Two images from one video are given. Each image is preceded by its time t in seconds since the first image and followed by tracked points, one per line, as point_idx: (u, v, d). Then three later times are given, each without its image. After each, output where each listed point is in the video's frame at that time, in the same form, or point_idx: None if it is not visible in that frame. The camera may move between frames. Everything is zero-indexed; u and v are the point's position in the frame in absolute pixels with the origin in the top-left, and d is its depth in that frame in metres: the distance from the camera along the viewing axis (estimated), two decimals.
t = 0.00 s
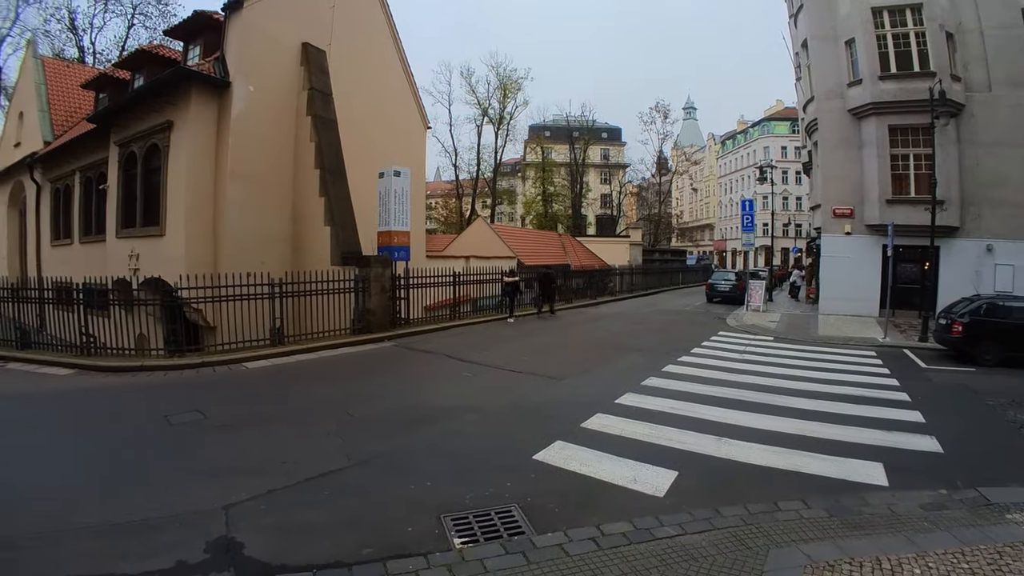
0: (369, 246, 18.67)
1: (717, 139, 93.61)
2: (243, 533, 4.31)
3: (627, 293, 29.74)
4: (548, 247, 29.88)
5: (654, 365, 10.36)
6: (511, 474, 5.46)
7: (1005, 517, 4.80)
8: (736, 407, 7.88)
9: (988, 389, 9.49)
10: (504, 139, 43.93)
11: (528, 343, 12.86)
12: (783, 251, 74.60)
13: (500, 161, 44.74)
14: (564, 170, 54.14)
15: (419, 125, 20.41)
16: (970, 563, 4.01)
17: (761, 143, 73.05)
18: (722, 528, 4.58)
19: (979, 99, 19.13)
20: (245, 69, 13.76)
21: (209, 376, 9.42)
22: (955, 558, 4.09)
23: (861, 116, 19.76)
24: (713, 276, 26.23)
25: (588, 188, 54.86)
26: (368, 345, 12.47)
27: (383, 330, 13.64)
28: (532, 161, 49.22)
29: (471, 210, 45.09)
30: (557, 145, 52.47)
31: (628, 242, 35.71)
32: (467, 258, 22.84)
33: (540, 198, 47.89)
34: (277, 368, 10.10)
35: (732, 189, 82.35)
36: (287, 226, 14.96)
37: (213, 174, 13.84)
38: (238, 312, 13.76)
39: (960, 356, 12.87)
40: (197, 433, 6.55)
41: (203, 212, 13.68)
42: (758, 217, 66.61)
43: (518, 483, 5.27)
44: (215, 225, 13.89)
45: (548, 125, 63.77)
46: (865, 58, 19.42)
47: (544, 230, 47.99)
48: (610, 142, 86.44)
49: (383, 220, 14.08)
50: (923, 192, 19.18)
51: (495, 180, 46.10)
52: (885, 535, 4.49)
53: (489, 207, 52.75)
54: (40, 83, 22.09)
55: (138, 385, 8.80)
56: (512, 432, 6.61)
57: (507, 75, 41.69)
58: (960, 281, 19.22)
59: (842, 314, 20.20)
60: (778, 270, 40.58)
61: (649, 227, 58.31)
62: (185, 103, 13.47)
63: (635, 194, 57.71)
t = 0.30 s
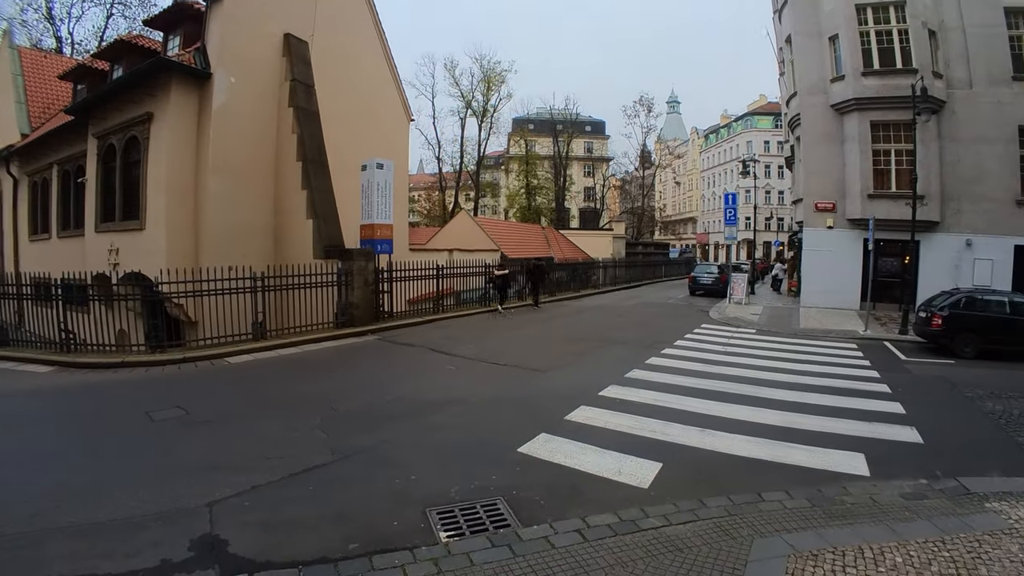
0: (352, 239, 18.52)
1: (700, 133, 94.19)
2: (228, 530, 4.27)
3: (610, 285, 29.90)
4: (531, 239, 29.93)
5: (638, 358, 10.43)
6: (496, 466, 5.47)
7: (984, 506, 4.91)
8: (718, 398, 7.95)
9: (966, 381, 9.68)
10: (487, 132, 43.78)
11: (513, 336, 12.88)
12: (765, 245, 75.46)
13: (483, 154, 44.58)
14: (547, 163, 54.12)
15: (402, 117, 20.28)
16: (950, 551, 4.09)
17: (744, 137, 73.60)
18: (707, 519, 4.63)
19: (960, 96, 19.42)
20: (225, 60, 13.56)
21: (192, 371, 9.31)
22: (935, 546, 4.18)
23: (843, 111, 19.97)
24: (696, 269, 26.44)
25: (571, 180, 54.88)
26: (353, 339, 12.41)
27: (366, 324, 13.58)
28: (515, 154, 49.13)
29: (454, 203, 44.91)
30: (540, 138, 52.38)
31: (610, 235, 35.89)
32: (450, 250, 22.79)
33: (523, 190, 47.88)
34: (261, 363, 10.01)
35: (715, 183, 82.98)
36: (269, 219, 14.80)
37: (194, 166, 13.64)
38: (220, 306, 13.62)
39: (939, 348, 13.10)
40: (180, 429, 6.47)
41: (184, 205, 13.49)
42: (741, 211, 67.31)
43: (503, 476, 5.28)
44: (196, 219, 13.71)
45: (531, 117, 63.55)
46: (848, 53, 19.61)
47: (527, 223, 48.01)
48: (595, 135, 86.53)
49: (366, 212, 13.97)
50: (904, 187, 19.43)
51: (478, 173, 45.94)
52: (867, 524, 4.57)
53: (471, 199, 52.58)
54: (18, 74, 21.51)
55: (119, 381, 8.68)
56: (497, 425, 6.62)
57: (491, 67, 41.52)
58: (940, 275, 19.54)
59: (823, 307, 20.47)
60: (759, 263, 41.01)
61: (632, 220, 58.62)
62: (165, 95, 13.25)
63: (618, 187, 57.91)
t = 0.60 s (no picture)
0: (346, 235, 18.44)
1: (695, 130, 94.30)
2: (224, 528, 4.26)
3: (604, 281, 29.95)
4: (525, 235, 29.93)
5: (634, 354, 10.44)
6: (492, 462, 5.47)
7: (977, 502, 4.94)
8: (713, 394, 7.96)
9: (960, 377, 9.73)
10: (482, 128, 43.70)
11: (508, 332, 12.88)
12: (759, 241, 75.79)
13: (477, 149, 44.50)
14: (541, 159, 54.08)
15: (398, 113, 20.18)
16: (945, 546, 4.11)
17: (739, 133, 73.74)
18: (703, 514, 4.64)
19: (955, 94, 19.50)
20: (219, 54, 13.46)
21: (186, 368, 9.27)
22: (930, 541, 4.20)
23: (838, 108, 20.01)
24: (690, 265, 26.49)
25: (564, 176, 54.88)
26: (348, 336, 12.39)
27: (361, 320, 13.54)
28: (510, 150, 49.11)
29: (448, 199, 44.82)
30: (534, 134, 52.33)
31: (604, 231, 35.94)
32: (444, 246, 22.73)
33: (518, 186, 47.64)
34: (255, 359, 9.98)
35: (710, 179, 83.16)
36: (262, 214, 14.73)
37: (187, 162, 13.55)
38: (214, 302, 13.56)
39: (933, 345, 13.17)
40: (175, 427, 6.44)
41: (177, 201, 13.41)
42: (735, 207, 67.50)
43: (499, 472, 5.28)
44: (190, 214, 13.63)
45: (526, 113, 63.46)
46: (843, 51, 19.65)
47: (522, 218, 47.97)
48: (589, 131, 86.48)
49: (360, 208, 13.88)
50: (898, 184, 19.51)
51: (472, 168, 45.86)
52: (863, 519, 4.59)
53: (464, 195, 52.50)
54: (8, 70, 20.98)
55: (113, 378, 8.63)
56: (492, 421, 6.62)
57: (485, 63, 41.41)
58: (933, 271, 19.65)
59: (817, 303, 20.55)
60: (752, 259, 41.08)
61: (626, 216, 58.69)
62: (158, 90, 13.15)
63: (612, 182, 57.94)
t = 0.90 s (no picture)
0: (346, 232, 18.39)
1: (695, 127, 94.16)
2: (225, 526, 4.27)
3: (603, 278, 29.93)
4: (525, 232, 29.91)
5: (634, 351, 10.45)
6: (493, 460, 5.47)
7: (977, 500, 4.95)
8: (714, 391, 7.97)
9: (960, 376, 9.74)
10: (481, 125, 43.66)
11: (508, 329, 12.88)
12: (758, 239, 75.72)
13: (476, 146, 44.43)
14: (541, 156, 54.00)
15: (397, 109, 20.16)
16: (945, 545, 4.11)
17: (738, 131, 73.69)
18: (704, 512, 4.65)
19: (955, 93, 19.50)
20: (218, 51, 13.44)
21: (186, 366, 9.26)
22: (930, 540, 4.20)
23: (838, 106, 19.99)
24: (689, 262, 26.48)
25: (564, 174, 54.81)
26: (348, 334, 12.39)
27: (360, 317, 13.54)
28: (509, 147, 49.02)
29: (447, 196, 44.76)
30: (534, 131, 52.24)
31: (604, 228, 35.94)
32: (444, 244, 22.75)
33: (518, 183, 47.42)
34: (256, 356, 9.99)
35: (709, 177, 83.08)
36: (262, 212, 14.72)
37: (186, 159, 13.53)
38: (214, 300, 13.55)
39: (932, 343, 13.19)
40: (176, 424, 6.45)
41: (177, 199, 13.40)
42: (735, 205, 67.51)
43: (501, 469, 5.29)
44: (189, 212, 13.62)
45: (526, 111, 63.40)
46: (844, 49, 19.62)
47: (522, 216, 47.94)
48: (589, 128, 86.37)
49: (360, 205, 13.87)
50: (898, 182, 19.50)
51: (472, 166, 45.79)
52: (864, 517, 4.59)
53: (464, 192, 52.43)
54: (7, 67, 21.05)
55: (113, 376, 8.62)
56: (493, 418, 6.62)
57: (485, 59, 41.33)
58: (933, 269, 19.65)
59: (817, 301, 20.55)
60: (752, 257, 40.92)
61: (626, 214, 58.63)
62: (157, 87, 13.13)
63: (611, 180, 57.87)
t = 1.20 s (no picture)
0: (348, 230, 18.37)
1: (696, 125, 93.96)
2: (229, 524, 4.28)
3: (605, 276, 29.92)
4: (526, 230, 29.91)
5: (636, 349, 10.45)
6: (495, 458, 5.48)
7: (980, 498, 4.94)
8: (717, 390, 7.96)
9: (962, 375, 9.73)
10: (483, 123, 43.61)
11: (510, 327, 12.88)
12: (760, 237, 75.55)
13: (478, 144, 44.38)
14: (543, 154, 53.94)
15: (399, 107, 20.13)
16: (948, 543, 4.11)
17: (740, 129, 73.62)
18: (706, 510, 4.65)
19: (958, 91, 19.45)
20: (220, 49, 13.44)
21: (189, 364, 9.28)
22: (933, 538, 4.20)
23: (841, 104, 19.93)
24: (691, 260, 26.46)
25: (566, 171, 54.73)
26: (351, 332, 12.40)
27: (362, 315, 13.55)
28: (511, 145, 48.97)
29: (449, 194, 44.72)
30: (536, 129, 52.15)
31: (606, 226, 35.91)
32: (446, 242, 22.75)
33: (519, 180, 47.38)
34: (258, 354, 10.00)
35: (711, 175, 82.94)
36: (264, 210, 14.73)
37: (188, 157, 13.55)
38: (216, 298, 13.55)
39: (934, 342, 13.16)
40: (179, 422, 6.46)
41: (179, 197, 13.42)
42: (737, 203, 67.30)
43: (503, 467, 5.29)
44: (191, 211, 13.63)
45: (527, 109, 63.34)
46: (847, 47, 19.56)
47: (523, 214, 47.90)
48: (591, 126, 86.31)
49: (362, 203, 13.86)
50: (901, 181, 19.47)
51: (473, 163, 45.74)
52: (866, 516, 4.59)
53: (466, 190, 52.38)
54: (8, 66, 21.12)
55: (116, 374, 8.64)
56: (495, 416, 6.63)
57: (486, 57, 41.31)
58: (935, 268, 19.60)
59: (819, 299, 20.52)
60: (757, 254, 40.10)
61: (627, 212, 58.54)
62: (159, 85, 13.15)
63: (613, 178, 57.78)
